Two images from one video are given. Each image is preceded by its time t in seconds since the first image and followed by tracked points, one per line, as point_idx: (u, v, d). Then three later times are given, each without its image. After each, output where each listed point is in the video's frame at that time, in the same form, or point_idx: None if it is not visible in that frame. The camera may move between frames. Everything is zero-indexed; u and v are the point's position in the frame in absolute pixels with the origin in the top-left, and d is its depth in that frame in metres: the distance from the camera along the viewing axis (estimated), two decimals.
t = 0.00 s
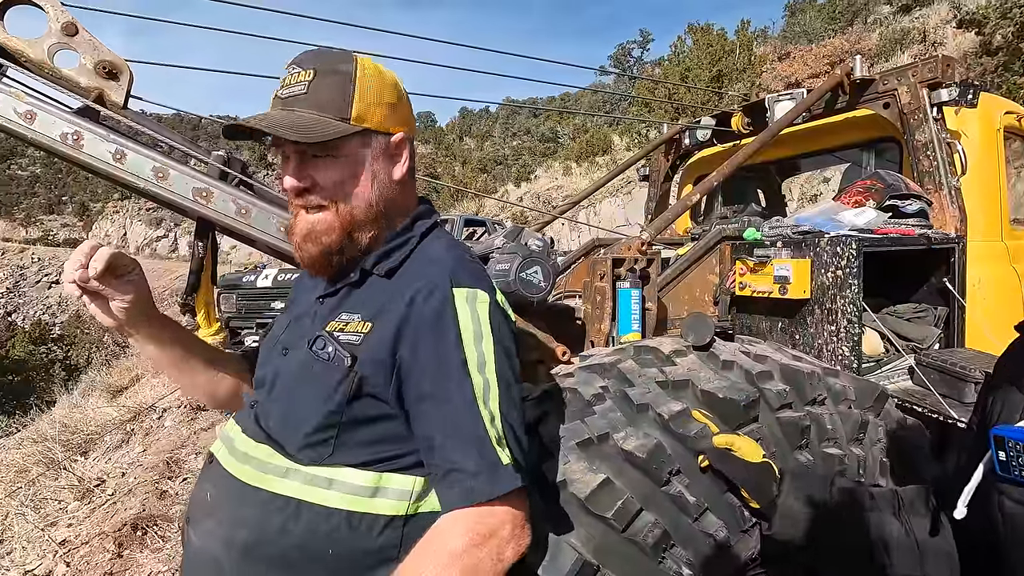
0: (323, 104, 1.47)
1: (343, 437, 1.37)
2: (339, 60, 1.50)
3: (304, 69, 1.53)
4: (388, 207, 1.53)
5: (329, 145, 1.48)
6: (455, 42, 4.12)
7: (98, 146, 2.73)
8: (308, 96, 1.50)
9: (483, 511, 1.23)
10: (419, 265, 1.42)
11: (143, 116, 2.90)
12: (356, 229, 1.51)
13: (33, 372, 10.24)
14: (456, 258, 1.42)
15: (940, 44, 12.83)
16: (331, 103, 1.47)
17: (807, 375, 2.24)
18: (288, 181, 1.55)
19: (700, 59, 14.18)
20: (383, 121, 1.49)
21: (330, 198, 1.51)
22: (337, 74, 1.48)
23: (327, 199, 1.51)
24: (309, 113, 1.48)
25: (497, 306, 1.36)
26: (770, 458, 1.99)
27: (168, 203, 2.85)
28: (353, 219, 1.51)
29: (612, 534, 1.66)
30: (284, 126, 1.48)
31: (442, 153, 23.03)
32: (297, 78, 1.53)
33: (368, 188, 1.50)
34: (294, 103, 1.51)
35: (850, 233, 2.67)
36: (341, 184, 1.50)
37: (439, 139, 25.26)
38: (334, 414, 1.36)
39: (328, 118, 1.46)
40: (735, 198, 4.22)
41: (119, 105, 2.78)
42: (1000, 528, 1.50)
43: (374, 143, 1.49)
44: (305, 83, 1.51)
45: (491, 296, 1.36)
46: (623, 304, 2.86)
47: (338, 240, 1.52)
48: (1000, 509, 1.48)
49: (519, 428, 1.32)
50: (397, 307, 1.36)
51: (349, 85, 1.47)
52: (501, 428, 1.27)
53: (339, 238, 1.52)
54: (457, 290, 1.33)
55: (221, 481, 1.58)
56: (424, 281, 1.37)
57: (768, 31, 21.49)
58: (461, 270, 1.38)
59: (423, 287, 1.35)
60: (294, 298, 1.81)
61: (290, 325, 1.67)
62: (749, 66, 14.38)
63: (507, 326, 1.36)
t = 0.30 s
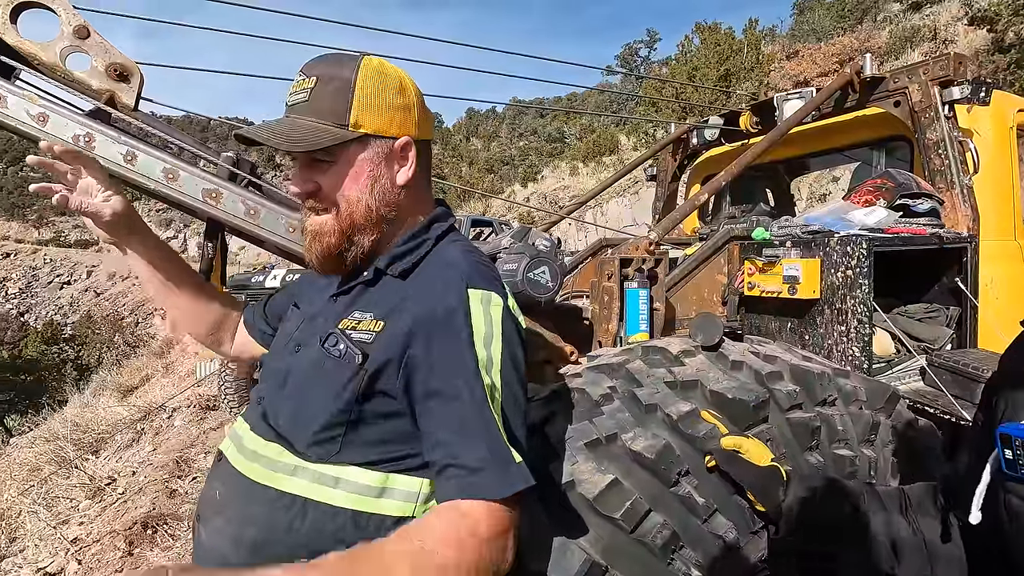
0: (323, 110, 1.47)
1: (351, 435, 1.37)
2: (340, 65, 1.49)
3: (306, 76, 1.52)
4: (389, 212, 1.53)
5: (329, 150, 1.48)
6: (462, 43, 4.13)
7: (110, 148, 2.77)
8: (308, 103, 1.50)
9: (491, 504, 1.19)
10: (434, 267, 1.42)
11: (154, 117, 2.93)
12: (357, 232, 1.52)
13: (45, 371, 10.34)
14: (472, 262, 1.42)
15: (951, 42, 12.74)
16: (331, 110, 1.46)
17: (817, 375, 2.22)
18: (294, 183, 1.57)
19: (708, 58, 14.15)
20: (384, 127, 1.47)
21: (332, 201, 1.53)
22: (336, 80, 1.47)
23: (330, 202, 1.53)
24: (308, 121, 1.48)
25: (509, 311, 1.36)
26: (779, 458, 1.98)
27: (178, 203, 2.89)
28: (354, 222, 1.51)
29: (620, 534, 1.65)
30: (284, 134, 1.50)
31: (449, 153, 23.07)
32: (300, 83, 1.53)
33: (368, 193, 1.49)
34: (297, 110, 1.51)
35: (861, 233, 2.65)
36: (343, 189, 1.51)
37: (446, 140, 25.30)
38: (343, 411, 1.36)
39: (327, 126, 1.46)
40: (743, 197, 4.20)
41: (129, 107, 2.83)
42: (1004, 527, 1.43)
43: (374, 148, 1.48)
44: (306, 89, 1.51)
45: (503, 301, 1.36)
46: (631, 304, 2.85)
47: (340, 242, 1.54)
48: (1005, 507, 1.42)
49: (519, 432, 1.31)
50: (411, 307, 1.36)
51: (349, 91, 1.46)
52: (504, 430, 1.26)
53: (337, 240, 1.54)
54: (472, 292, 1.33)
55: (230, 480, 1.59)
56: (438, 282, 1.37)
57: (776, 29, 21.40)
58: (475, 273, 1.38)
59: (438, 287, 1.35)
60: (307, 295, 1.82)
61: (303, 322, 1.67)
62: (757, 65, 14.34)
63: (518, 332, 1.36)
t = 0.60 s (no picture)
0: (332, 104, 1.46)
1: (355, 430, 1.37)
2: (353, 61, 1.49)
3: (318, 72, 1.52)
4: (393, 208, 1.53)
5: (336, 144, 1.48)
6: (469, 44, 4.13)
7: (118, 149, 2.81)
8: (318, 97, 1.49)
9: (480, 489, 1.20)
10: (437, 262, 1.43)
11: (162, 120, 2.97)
12: (361, 227, 1.52)
13: (56, 371, 10.41)
14: (476, 258, 1.43)
15: (962, 39, 12.64)
16: (340, 104, 1.46)
17: (824, 376, 2.21)
18: (299, 175, 1.56)
19: (715, 58, 14.12)
20: (392, 124, 1.47)
21: (338, 195, 1.52)
22: (348, 76, 1.47)
23: (335, 196, 1.53)
24: (317, 114, 1.48)
25: (511, 306, 1.36)
26: (786, 460, 1.96)
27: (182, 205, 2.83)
28: (358, 217, 1.51)
29: (625, 535, 1.63)
30: (293, 126, 1.49)
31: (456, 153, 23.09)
32: (312, 78, 1.53)
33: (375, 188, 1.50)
34: (307, 104, 1.51)
35: (869, 232, 2.63)
36: (348, 183, 1.50)
37: (452, 140, 25.33)
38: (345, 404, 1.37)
39: (337, 120, 1.45)
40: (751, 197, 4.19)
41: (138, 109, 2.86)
42: (997, 513, 1.50)
43: (381, 146, 1.48)
44: (316, 84, 1.50)
45: (506, 296, 1.36)
46: (637, 304, 2.85)
47: (345, 236, 1.53)
48: (999, 494, 1.48)
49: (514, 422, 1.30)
50: (412, 300, 1.37)
51: (359, 87, 1.45)
52: (500, 412, 1.24)
53: (342, 234, 1.53)
54: (472, 284, 1.34)
55: (235, 478, 1.58)
56: (440, 275, 1.38)
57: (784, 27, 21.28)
58: (478, 268, 1.39)
59: (440, 280, 1.36)
60: (313, 293, 1.83)
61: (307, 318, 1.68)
62: (765, 64, 14.27)
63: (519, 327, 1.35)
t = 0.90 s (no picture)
0: (360, 101, 1.47)
1: (362, 434, 1.35)
2: (381, 59, 1.49)
3: (346, 68, 1.53)
4: (413, 209, 1.52)
5: (362, 140, 1.48)
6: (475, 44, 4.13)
7: (127, 151, 2.84)
8: (347, 92, 1.49)
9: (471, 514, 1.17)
10: (446, 266, 1.41)
11: (170, 121, 3.00)
12: (378, 224, 1.51)
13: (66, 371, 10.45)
14: (484, 262, 1.41)
15: (971, 37, 12.57)
16: (367, 100, 1.46)
17: (832, 377, 2.19)
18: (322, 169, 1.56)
19: (722, 57, 14.09)
20: (416, 125, 1.47)
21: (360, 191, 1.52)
22: (375, 73, 1.47)
23: (356, 192, 1.52)
24: (344, 109, 1.48)
25: (519, 313, 1.35)
26: (793, 461, 1.94)
27: (192, 206, 2.92)
28: (378, 214, 1.50)
29: (631, 537, 1.63)
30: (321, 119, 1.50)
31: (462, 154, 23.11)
32: (340, 73, 1.53)
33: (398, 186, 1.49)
34: (335, 99, 1.52)
35: (877, 232, 2.61)
36: (371, 180, 1.50)
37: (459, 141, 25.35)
38: (352, 409, 1.34)
39: (363, 116, 1.46)
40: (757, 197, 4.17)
41: (146, 110, 2.89)
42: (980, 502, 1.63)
43: (406, 144, 1.48)
44: (345, 80, 1.51)
45: (513, 303, 1.35)
46: (643, 305, 2.84)
47: (363, 232, 1.52)
48: (983, 485, 1.63)
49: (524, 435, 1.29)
50: (420, 306, 1.34)
51: (387, 84, 1.46)
52: (512, 427, 1.24)
53: (359, 230, 1.52)
54: (482, 292, 1.32)
55: (242, 479, 1.58)
56: (450, 280, 1.36)
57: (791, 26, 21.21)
58: (487, 274, 1.37)
59: (450, 286, 1.34)
60: (320, 295, 1.82)
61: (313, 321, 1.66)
62: (771, 63, 14.22)
63: (527, 336, 1.35)
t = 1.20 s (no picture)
0: (409, 94, 1.48)
1: (364, 435, 1.35)
2: (414, 61, 1.53)
3: (383, 61, 1.50)
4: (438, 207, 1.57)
5: (408, 137, 1.51)
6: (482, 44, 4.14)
7: (136, 152, 2.84)
8: (393, 85, 1.48)
9: (493, 510, 1.16)
10: (441, 264, 1.40)
11: (178, 122, 3.01)
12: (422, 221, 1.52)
13: (76, 370, 10.52)
14: (479, 258, 1.40)
15: (981, 36, 12.48)
16: (414, 96, 1.48)
17: (841, 378, 2.17)
18: (359, 164, 1.49)
19: (728, 57, 14.06)
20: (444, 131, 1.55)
21: (403, 187, 1.51)
22: (416, 73, 1.51)
23: (399, 189, 1.51)
24: (395, 102, 1.46)
25: (516, 307, 1.34)
26: (800, 462, 1.93)
27: (200, 206, 2.92)
28: (422, 210, 1.52)
29: (637, 537, 1.61)
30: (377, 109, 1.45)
31: (468, 155, 23.12)
32: (376, 64, 1.49)
33: (433, 186, 1.57)
34: (377, 90, 1.48)
35: (885, 232, 2.59)
36: (415, 177, 1.52)
37: (465, 141, 25.38)
38: (353, 411, 1.34)
39: (414, 109, 1.46)
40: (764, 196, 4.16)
41: (155, 111, 2.92)
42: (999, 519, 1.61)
43: (439, 145, 1.56)
44: (390, 72, 1.48)
45: (511, 297, 1.34)
46: (649, 306, 2.83)
47: (410, 228, 1.51)
48: (999, 499, 1.60)
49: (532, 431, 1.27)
50: (418, 306, 1.34)
51: (428, 86, 1.51)
52: (517, 422, 1.23)
53: (408, 226, 1.50)
54: (478, 288, 1.32)
55: (246, 481, 1.58)
56: (447, 278, 1.35)
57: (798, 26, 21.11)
58: (483, 270, 1.37)
59: (445, 284, 1.33)
60: (316, 296, 1.81)
61: (312, 324, 1.67)
62: (779, 62, 14.17)
63: (526, 330, 1.34)
